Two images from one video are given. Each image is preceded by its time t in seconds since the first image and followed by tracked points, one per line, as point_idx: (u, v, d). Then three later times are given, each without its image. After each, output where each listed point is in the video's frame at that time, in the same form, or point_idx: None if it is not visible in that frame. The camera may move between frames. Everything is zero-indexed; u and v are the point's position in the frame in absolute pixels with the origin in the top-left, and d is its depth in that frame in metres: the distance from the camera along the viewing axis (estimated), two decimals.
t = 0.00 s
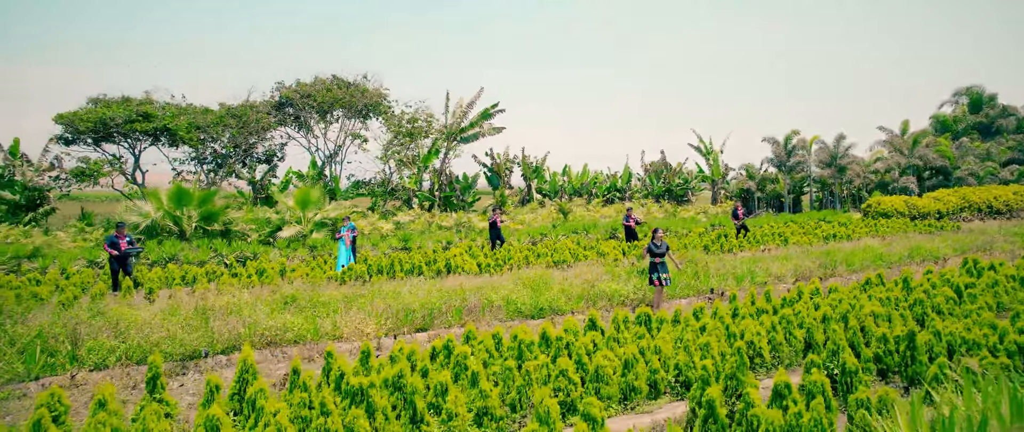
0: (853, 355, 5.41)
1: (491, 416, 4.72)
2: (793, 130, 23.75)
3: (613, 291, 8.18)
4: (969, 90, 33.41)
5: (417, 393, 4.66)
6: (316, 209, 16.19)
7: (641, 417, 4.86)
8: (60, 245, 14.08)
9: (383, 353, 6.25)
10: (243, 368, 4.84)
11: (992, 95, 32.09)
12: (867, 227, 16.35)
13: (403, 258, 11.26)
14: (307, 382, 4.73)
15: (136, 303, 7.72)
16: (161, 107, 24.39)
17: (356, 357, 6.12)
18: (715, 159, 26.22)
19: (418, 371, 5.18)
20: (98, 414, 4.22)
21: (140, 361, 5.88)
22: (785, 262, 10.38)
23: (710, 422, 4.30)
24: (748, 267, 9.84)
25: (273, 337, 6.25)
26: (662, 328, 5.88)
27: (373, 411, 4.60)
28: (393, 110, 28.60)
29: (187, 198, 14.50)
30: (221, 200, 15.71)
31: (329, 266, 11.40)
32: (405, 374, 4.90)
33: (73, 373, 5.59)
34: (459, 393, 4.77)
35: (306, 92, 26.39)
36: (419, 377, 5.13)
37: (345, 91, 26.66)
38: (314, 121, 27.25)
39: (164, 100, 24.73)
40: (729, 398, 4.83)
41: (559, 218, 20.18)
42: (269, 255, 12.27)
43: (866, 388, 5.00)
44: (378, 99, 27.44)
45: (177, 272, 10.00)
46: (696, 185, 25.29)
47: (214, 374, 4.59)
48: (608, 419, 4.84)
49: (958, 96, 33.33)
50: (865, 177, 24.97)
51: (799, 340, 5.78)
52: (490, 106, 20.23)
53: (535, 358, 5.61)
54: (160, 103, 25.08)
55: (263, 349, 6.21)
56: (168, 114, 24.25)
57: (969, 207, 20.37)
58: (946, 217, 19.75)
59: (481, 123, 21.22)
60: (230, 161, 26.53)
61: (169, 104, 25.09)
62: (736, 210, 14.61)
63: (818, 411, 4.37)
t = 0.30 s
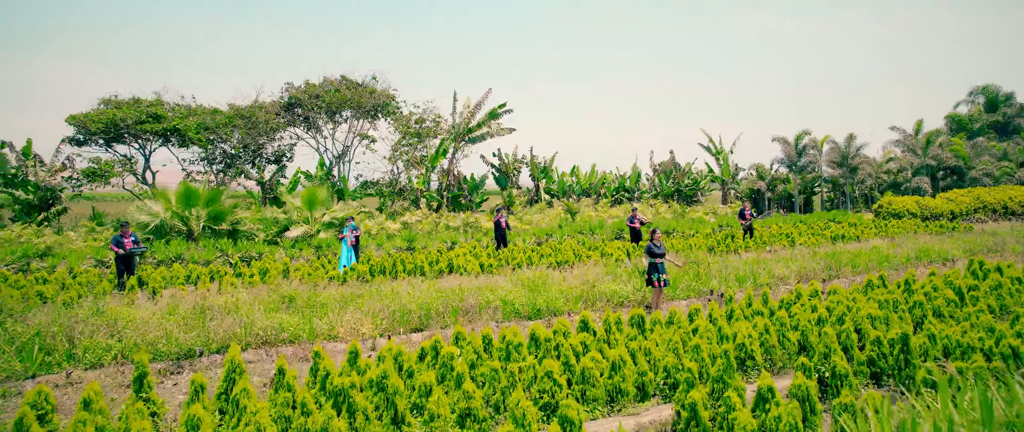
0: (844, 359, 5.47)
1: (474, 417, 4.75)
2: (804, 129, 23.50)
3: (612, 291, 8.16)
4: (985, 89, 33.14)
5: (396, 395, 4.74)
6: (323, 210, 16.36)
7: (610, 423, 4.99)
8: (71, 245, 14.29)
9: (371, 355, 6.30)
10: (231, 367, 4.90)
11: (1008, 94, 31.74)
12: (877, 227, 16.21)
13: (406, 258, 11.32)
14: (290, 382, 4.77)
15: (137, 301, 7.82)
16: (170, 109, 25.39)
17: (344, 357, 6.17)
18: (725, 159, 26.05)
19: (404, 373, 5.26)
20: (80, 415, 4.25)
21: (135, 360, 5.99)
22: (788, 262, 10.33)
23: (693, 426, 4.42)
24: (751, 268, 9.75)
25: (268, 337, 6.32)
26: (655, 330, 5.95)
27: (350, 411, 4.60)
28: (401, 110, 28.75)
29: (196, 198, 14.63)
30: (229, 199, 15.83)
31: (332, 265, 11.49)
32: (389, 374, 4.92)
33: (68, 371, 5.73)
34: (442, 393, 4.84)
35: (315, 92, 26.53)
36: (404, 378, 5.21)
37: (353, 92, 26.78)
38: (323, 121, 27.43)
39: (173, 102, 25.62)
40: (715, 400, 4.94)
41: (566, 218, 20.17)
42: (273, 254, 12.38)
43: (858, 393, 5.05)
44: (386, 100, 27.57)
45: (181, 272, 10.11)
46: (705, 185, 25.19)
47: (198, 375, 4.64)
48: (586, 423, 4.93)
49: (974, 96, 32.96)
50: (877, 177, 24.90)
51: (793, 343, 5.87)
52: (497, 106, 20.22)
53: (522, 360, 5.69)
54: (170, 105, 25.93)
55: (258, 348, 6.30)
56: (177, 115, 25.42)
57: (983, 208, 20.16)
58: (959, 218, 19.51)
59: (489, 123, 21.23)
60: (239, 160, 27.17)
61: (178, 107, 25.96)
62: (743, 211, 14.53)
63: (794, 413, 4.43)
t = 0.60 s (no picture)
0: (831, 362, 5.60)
1: (456, 418, 4.80)
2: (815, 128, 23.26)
3: (611, 292, 8.11)
4: (1003, 88, 32.67)
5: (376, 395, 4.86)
6: (330, 210, 16.40)
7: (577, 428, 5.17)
8: (81, 244, 14.51)
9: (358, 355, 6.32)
10: (218, 366, 4.99)
11: None
12: (887, 228, 16.06)
13: (408, 258, 11.35)
14: (274, 382, 4.86)
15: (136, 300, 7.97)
16: (180, 110, 25.87)
17: (331, 357, 6.24)
18: (736, 159, 25.86)
19: (389, 374, 5.41)
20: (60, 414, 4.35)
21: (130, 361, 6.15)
22: (792, 263, 10.24)
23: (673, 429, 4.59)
24: (753, 269, 9.65)
25: (262, 336, 6.45)
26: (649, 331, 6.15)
27: (330, 412, 4.72)
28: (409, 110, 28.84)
29: (203, 198, 14.74)
30: (236, 199, 15.91)
31: (335, 265, 11.55)
32: (370, 374, 5.03)
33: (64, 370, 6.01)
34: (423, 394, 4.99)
35: (323, 93, 26.65)
36: (388, 378, 5.38)
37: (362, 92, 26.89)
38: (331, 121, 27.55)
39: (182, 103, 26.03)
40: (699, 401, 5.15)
41: (573, 218, 20.15)
42: (277, 254, 12.48)
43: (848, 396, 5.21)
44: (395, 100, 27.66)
45: (185, 272, 10.22)
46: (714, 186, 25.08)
47: (182, 374, 4.71)
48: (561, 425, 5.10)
49: (991, 94, 32.52)
50: (889, 177, 24.84)
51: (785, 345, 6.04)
52: (505, 106, 20.19)
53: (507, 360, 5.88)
54: (180, 106, 26.26)
55: (252, 348, 6.43)
56: (187, 115, 25.88)
57: (998, 208, 19.88)
58: (973, 219, 19.22)
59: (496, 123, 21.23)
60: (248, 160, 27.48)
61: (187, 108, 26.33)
62: (750, 212, 14.41)
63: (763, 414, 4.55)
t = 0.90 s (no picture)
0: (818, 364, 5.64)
1: (434, 418, 4.93)
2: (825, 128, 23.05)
3: (608, 292, 8.08)
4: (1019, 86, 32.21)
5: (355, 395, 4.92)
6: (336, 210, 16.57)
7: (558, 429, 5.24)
8: (91, 243, 14.75)
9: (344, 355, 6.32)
10: (202, 364, 5.08)
11: None
12: (897, 229, 15.90)
13: (410, 257, 11.40)
14: (256, 381, 4.94)
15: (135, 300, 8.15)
16: (189, 110, 26.15)
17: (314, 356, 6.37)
18: (746, 159, 25.68)
19: (371, 374, 5.50)
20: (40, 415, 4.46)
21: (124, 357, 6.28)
22: (795, 264, 10.18)
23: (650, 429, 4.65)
24: (754, 270, 9.58)
25: (255, 335, 6.66)
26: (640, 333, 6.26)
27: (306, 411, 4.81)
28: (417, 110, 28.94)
29: (211, 198, 14.87)
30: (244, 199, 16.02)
31: (337, 265, 11.63)
32: (350, 374, 5.12)
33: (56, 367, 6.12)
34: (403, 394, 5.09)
35: (331, 93, 26.80)
36: (371, 379, 5.46)
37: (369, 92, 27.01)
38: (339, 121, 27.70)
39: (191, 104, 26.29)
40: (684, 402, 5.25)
41: (580, 218, 20.14)
42: (280, 254, 12.58)
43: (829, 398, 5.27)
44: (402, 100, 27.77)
45: (187, 271, 10.32)
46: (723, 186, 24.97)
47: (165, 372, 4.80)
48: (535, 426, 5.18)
49: (1007, 93, 32.07)
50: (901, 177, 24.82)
51: (775, 347, 6.11)
52: (511, 106, 20.19)
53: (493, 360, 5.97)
54: (190, 107, 26.53)
55: (245, 346, 6.62)
56: (196, 116, 26.15)
57: (1012, 208, 19.60)
58: (986, 219, 18.94)
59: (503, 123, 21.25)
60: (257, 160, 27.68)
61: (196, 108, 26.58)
62: (758, 212, 14.29)
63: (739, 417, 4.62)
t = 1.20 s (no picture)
0: (802, 364, 5.68)
1: (412, 417, 5.04)
2: (836, 127, 22.86)
3: (604, 292, 8.06)
4: None
5: (332, 394, 5.01)
6: (342, 210, 16.66)
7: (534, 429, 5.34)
8: (100, 243, 14.91)
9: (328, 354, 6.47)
10: (188, 363, 5.22)
11: None
12: (905, 228, 15.75)
13: (412, 257, 11.45)
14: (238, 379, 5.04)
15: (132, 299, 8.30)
16: (197, 111, 26.43)
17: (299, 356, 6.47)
18: (755, 159, 25.52)
19: (354, 373, 5.59)
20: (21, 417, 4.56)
21: (117, 355, 6.42)
22: (796, 264, 10.13)
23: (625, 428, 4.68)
24: (754, 270, 9.51)
25: (249, 333, 6.79)
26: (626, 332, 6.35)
27: (283, 407, 4.90)
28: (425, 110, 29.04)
29: (218, 198, 14.99)
30: (250, 199, 16.12)
31: (339, 264, 11.71)
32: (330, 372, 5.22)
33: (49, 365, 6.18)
34: (384, 392, 5.17)
35: (338, 93, 26.94)
36: (353, 377, 5.55)
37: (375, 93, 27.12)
38: (347, 121, 27.86)
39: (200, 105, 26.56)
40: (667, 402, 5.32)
41: (587, 218, 20.14)
42: (284, 253, 12.71)
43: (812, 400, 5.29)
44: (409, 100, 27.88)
45: (190, 271, 10.41)
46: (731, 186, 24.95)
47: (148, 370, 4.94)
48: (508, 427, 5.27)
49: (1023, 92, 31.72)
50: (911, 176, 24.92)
51: (763, 347, 6.20)
52: (519, 105, 20.19)
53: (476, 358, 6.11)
54: (199, 108, 26.79)
55: (238, 343, 6.76)
56: (204, 116, 26.41)
57: None
58: (999, 220, 18.68)
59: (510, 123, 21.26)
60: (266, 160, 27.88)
61: (205, 109, 26.84)
62: (765, 212, 14.18)
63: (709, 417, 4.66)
